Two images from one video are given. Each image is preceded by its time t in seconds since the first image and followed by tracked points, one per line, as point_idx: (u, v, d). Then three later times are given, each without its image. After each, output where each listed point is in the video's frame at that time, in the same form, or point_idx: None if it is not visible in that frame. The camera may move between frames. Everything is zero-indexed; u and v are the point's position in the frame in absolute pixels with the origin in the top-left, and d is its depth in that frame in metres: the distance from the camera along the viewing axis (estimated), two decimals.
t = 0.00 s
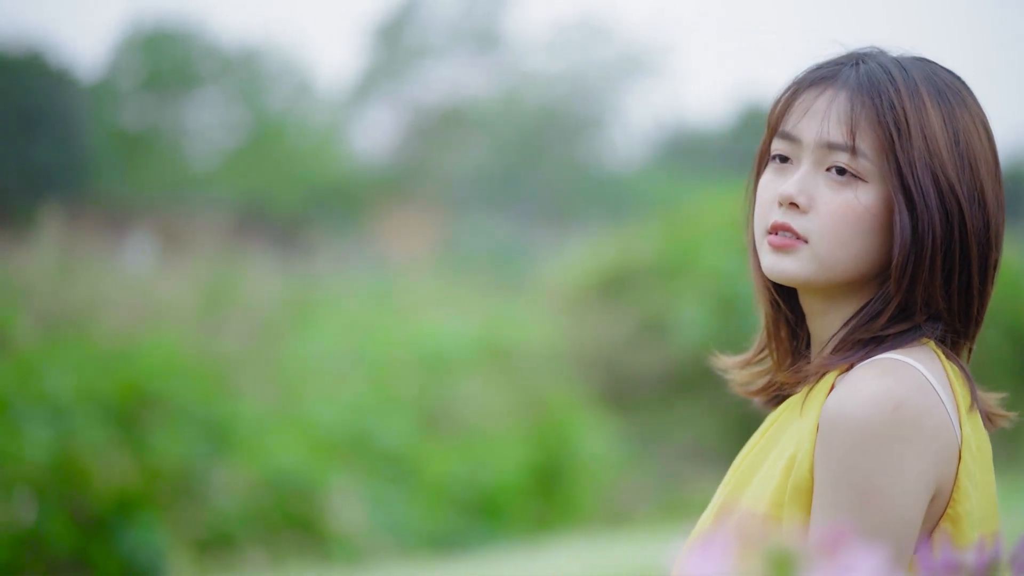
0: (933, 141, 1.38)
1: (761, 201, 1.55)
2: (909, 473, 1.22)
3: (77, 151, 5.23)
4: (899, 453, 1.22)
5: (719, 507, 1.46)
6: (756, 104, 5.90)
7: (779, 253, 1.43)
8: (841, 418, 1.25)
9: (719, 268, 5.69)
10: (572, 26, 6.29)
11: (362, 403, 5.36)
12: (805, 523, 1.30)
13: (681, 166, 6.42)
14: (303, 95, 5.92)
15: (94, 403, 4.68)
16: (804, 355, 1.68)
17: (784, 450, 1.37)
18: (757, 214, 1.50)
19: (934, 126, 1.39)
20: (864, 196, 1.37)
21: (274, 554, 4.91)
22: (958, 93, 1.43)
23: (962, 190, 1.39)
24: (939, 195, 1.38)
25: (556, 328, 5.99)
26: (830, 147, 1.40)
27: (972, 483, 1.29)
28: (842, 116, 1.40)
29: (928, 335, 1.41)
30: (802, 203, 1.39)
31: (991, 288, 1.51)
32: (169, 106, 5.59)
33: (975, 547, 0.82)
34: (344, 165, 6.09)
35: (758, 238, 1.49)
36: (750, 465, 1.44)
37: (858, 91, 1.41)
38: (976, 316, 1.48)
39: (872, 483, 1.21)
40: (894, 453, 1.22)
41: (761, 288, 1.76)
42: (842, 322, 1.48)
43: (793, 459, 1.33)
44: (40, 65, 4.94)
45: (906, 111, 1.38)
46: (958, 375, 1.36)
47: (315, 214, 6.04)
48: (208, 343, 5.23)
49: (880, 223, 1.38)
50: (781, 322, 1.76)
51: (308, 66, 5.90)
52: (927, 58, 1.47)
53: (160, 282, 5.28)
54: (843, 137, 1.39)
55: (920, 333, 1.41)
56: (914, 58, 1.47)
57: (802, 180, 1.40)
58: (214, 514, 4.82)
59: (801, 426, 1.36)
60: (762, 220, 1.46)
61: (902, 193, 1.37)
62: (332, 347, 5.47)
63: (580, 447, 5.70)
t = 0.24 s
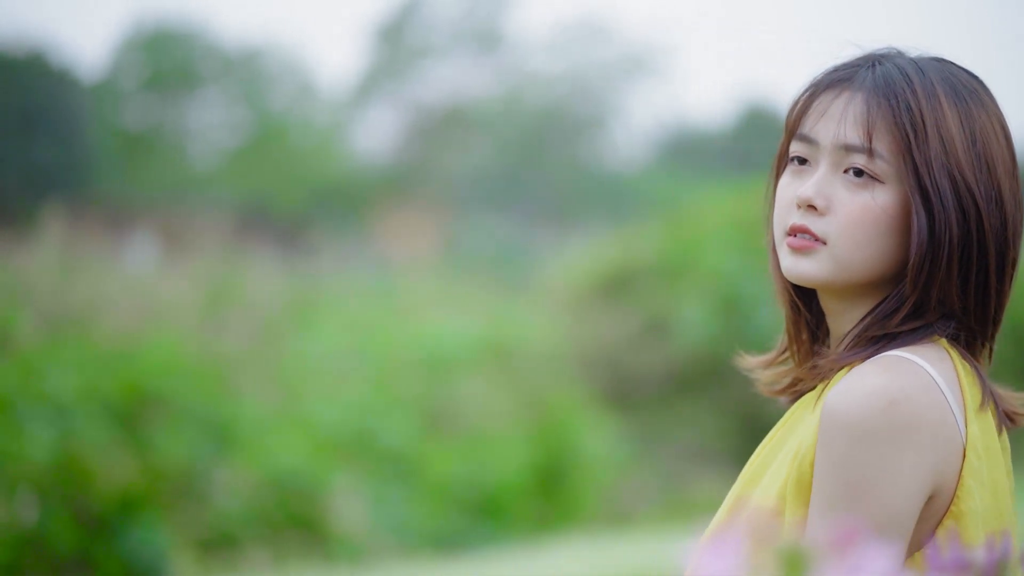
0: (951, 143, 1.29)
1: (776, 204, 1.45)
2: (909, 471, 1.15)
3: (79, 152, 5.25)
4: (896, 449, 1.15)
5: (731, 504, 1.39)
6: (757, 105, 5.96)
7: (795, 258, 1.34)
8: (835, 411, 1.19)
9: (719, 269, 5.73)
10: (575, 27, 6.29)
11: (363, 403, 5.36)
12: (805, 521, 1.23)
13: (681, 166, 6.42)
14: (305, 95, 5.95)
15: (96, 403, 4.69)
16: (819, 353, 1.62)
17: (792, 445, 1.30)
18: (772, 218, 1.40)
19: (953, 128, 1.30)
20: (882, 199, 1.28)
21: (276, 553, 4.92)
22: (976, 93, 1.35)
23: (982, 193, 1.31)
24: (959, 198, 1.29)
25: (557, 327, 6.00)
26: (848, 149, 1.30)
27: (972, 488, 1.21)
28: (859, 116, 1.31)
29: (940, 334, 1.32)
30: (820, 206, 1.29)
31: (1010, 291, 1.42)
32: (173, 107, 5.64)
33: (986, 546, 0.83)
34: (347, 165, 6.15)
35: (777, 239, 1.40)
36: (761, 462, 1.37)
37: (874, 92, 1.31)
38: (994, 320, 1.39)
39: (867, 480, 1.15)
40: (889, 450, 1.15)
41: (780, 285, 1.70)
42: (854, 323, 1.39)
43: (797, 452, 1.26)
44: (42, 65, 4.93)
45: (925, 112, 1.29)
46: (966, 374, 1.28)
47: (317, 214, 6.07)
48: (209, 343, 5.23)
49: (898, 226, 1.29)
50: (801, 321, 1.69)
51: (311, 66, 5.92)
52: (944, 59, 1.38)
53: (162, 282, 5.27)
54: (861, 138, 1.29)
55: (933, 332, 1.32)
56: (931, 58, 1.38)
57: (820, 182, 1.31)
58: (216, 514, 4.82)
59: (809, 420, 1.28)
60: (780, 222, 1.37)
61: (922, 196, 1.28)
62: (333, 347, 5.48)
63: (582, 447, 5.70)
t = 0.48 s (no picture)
0: (964, 144, 1.29)
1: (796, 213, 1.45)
2: (900, 467, 1.15)
3: (82, 152, 5.26)
4: (888, 444, 1.15)
5: (741, 504, 1.39)
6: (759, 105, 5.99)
7: (817, 265, 1.33)
8: (830, 405, 1.18)
9: (720, 269, 5.69)
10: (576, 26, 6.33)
11: (366, 403, 5.36)
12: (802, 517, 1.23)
13: (683, 165, 6.43)
14: (307, 95, 5.97)
15: (99, 403, 4.69)
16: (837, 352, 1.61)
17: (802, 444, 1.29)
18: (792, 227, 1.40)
19: (965, 129, 1.29)
20: (899, 203, 1.28)
21: (279, 554, 4.92)
22: (987, 90, 1.34)
23: (999, 190, 1.30)
24: (975, 198, 1.29)
25: (560, 327, 6.00)
26: (862, 156, 1.30)
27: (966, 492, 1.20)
28: (872, 122, 1.30)
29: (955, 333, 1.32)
30: (838, 214, 1.29)
31: None
32: (175, 107, 5.66)
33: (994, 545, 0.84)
34: (350, 164, 6.17)
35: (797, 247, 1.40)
36: (772, 462, 1.36)
37: (885, 97, 1.31)
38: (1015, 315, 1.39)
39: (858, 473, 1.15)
40: (882, 445, 1.15)
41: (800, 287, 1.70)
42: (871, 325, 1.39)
43: (802, 450, 1.26)
44: (43, 64, 4.97)
45: (936, 115, 1.28)
46: (974, 373, 1.27)
47: (320, 214, 6.07)
48: (212, 343, 5.24)
49: (917, 229, 1.29)
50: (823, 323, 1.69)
51: (313, 66, 5.94)
52: (954, 59, 1.38)
53: (164, 282, 5.26)
54: (874, 144, 1.29)
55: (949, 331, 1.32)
56: (940, 58, 1.38)
57: (835, 190, 1.31)
58: (219, 513, 4.83)
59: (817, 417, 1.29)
60: (799, 230, 1.36)
61: (939, 198, 1.27)
62: (335, 346, 5.47)
63: (584, 447, 5.70)
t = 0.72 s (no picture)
0: (974, 147, 1.29)
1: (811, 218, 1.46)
2: (896, 462, 1.17)
3: (84, 153, 5.25)
4: (879, 440, 1.18)
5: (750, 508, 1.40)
6: (761, 104, 6.11)
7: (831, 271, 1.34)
8: (826, 400, 1.22)
9: (722, 269, 5.77)
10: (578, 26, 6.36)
11: (368, 403, 5.37)
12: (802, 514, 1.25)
13: (683, 166, 6.47)
14: (308, 96, 5.97)
15: (101, 403, 4.69)
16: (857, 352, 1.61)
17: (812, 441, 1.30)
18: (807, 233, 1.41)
19: (974, 132, 1.30)
20: (910, 208, 1.28)
21: (281, 553, 4.94)
22: (996, 91, 1.34)
23: (1010, 192, 1.30)
24: (986, 201, 1.29)
25: (563, 327, 6.00)
26: (872, 162, 1.30)
27: (966, 493, 1.20)
28: (881, 128, 1.31)
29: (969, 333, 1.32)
30: (851, 220, 1.30)
31: None
32: (176, 107, 5.66)
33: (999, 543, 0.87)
34: (351, 164, 6.16)
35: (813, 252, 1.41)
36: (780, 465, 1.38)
37: (893, 104, 1.31)
38: None
39: (848, 466, 1.18)
40: (873, 440, 1.18)
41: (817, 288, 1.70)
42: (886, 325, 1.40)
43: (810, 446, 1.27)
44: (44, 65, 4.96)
45: (944, 119, 1.29)
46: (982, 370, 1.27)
47: (322, 214, 6.06)
48: (214, 342, 5.24)
49: (930, 233, 1.29)
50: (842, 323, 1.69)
51: (314, 66, 5.95)
52: (962, 61, 1.38)
53: (166, 282, 5.27)
54: (884, 150, 1.30)
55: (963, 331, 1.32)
56: (948, 61, 1.38)
57: (847, 197, 1.31)
58: (221, 513, 4.84)
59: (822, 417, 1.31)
60: (814, 237, 1.37)
61: (950, 202, 1.28)
62: (338, 347, 5.47)
63: (586, 447, 5.71)
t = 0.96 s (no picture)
0: (980, 148, 1.27)
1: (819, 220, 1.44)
2: (888, 457, 1.17)
3: (87, 154, 5.27)
4: (872, 436, 1.18)
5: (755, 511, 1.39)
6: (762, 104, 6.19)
7: (840, 273, 1.33)
8: (821, 394, 1.22)
9: (726, 268, 5.81)
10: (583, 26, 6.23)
11: (372, 403, 5.36)
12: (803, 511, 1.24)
13: (690, 167, 6.35)
14: (310, 97, 5.88)
15: (105, 403, 4.71)
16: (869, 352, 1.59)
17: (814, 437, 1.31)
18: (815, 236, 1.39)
19: (980, 132, 1.28)
20: (918, 210, 1.27)
21: (285, 554, 4.93)
22: (1001, 91, 1.33)
23: (1018, 190, 1.29)
24: (993, 200, 1.27)
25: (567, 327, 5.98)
26: (879, 164, 1.29)
27: (962, 491, 1.18)
28: (887, 131, 1.29)
29: (977, 332, 1.31)
30: (859, 223, 1.29)
31: None
32: (178, 107, 5.62)
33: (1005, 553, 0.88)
34: (351, 165, 6.01)
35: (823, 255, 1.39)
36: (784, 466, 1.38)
37: (898, 105, 1.30)
38: None
39: (841, 462, 1.18)
40: (867, 436, 1.18)
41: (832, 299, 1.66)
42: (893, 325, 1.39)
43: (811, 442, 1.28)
44: (47, 67, 5.02)
45: (950, 120, 1.28)
46: (984, 366, 1.26)
47: (325, 215, 5.99)
48: (217, 343, 5.23)
49: (937, 233, 1.28)
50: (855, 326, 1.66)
51: (315, 67, 5.87)
52: (968, 60, 1.36)
53: (169, 283, 5.27)
54: (891, 152, 1.28)
55: (971, 331, 1.31)
56: (954, 61, 1.36)
57: (855, 199, 1.30)
58: (224, 514, 4.83)
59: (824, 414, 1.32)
60: (823, 239, 1.36)
61: (958, 202, 1.26)
62: (341, 347, 5.46)
63: (589, 447, 5.72)
